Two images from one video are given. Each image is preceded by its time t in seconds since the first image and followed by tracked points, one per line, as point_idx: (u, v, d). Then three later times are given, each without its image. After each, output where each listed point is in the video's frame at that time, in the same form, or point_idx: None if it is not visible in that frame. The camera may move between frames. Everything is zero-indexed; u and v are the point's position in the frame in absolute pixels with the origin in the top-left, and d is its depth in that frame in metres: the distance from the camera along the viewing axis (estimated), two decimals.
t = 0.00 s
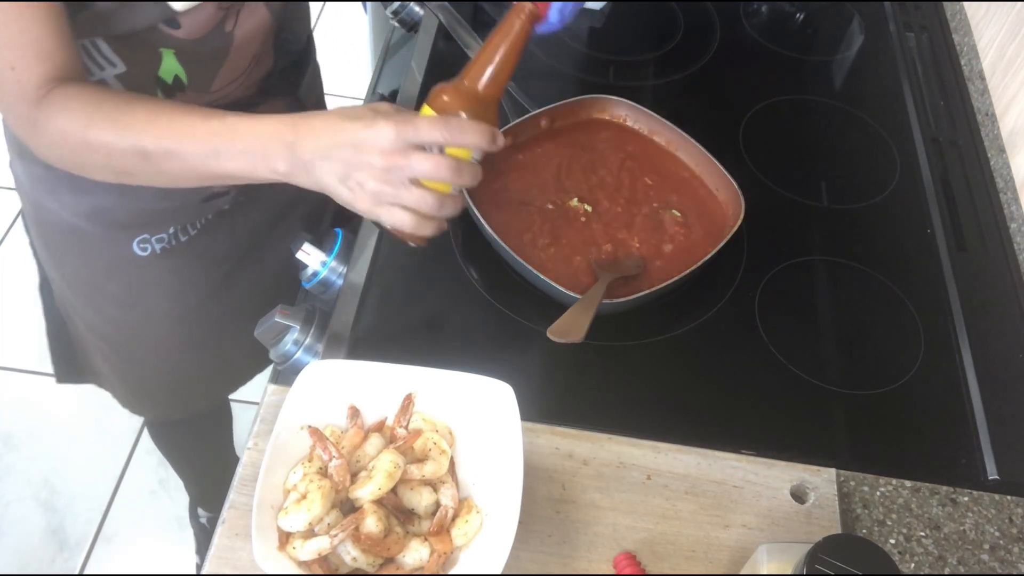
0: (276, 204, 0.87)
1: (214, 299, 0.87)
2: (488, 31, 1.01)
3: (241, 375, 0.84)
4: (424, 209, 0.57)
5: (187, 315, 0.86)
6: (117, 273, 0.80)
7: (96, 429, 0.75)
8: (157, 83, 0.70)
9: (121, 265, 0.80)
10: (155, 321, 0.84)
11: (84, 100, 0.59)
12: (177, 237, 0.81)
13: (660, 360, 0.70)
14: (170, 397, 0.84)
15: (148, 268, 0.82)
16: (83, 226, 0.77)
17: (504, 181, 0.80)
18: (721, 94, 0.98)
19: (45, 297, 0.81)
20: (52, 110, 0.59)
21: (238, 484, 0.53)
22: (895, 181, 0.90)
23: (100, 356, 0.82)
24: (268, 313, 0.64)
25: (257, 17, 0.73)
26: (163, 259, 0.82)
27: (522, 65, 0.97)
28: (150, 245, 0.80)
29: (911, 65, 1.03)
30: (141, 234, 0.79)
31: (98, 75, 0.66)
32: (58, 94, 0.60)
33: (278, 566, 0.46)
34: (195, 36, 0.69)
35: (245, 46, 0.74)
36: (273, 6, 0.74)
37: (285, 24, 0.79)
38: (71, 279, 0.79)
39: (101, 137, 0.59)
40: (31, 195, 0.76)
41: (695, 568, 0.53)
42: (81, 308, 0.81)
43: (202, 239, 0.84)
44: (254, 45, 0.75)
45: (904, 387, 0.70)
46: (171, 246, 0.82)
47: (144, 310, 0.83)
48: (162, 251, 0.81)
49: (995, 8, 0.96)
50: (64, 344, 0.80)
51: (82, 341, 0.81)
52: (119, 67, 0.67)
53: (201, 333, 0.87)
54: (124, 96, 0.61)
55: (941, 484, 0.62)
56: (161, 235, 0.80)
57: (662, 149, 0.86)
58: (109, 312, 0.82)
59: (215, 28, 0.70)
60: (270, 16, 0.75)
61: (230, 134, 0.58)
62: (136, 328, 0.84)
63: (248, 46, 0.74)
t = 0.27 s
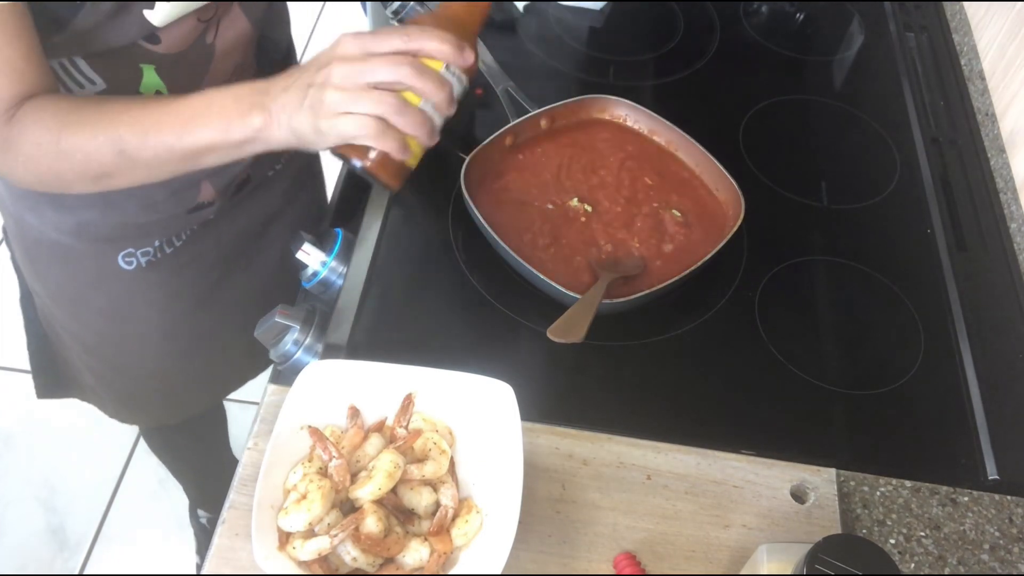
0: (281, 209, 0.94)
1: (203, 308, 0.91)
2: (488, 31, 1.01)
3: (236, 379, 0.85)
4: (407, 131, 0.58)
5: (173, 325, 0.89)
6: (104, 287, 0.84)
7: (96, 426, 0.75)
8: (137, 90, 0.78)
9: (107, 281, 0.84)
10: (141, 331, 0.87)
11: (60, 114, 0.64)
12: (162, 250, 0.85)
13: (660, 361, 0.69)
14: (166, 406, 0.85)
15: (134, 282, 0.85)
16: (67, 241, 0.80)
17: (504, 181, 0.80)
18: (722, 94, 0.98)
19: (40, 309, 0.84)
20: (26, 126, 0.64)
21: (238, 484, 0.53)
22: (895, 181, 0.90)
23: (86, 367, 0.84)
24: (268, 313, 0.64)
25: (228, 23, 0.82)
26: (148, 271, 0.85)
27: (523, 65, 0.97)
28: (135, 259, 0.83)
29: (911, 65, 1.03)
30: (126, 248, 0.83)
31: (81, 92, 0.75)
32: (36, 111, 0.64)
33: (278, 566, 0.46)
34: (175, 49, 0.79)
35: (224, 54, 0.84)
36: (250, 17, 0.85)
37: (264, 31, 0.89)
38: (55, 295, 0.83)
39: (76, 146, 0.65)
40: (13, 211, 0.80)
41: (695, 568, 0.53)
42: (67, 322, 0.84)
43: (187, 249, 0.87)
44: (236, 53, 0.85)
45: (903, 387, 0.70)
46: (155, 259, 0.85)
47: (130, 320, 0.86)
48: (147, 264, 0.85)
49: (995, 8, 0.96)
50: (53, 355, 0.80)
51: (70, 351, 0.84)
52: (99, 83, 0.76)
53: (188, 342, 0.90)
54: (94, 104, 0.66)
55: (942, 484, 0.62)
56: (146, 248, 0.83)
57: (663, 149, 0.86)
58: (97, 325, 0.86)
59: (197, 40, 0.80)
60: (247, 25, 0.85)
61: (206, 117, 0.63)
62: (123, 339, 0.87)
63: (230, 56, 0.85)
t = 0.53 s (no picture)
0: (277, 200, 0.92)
1: (201, 303, 0.88)
2: (488, 31, 1.01)
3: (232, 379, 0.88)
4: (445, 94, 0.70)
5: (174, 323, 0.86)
6: (103, 287, 0.79)
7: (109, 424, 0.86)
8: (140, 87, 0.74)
9: (106, 282, 0.79)
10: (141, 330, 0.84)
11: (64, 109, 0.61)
12: (163, 246, 0.80)
13: (660, 361, 0.69)
14: (159, 404, 0.89)
15: (135, 281, 0.80)
16: (68, 243, 0.75)
17: (504, 182, 0.80)
18: (721, 94, 0.98)
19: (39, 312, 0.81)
20: (38, 127, 0.61)
21: (238, 484, 0.53)
22: (895, 181, 0.90)
23: (87, 373, 0.85)
24: (268, 313, 0.64)
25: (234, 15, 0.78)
26: (149, 271, 0.80)
27: (522, 65, 0.97)
28: (137, 258, 0.79)
29: (911, 65, 1.03)
30: (129, 247, 0.77)
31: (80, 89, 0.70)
32: (43, 109, 0.61)
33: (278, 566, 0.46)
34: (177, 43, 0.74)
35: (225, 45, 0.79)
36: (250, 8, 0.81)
37: (263, 23, 0.88)
38: (56, 298, 0.79)
39: (95, 147, 0.63)
40: (11, 214, 0.74)
41: (695, 568, 0.53)
42: (66, 327, 0.81)
43: (188, 246, 0.83)
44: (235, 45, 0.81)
45: (903, 386, 0.70)
46: (158, 256, 0.80)
47: (130, 319, 0.83)
48: (149, 262, 0.80)
49: (995, 8, 0.96)
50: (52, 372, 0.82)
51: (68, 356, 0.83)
52: (101, 80, 0.71)
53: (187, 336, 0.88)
54: (101, 99, 0.64)
55: (942, 484, 0.62)
56: (148, 246, 0.78)
57: (663, 149, 0.86)
58: (97, 329, 0.82)
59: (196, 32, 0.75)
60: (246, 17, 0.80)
61: (219, 105, 0.63)
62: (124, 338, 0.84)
63: (228, 47, 0.80)
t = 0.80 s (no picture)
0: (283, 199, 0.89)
1: (204, 300, 0.87)
2: (488, 31, 1.01)
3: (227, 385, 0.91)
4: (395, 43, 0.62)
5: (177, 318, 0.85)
6: (106, 280, 0.78)
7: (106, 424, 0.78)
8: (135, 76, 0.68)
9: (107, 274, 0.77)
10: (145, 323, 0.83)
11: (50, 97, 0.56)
12: (164, 240, 0.78)
13: (660, 361, 0.70)
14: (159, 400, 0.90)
15: (136, 274, 0.79)
16: (70, 233, 0.73)
17: (504, 181, 0.80)
18: (721, 94, 0.98)
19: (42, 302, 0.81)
20: (30, 121, 0.56)
21: (238, 484, 0.53)
22: (896, 181, 0.90)
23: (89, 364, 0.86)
24: (268, 313, 0.64)
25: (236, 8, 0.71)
26: (150, 263, 0.79)
27: (522, 65, 0.97)
28: (137, 250, 0.77)
29: (911, 65, 1.02)
30: (128, 239, 0.75)
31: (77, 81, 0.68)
32: (32, 99, 0.56)
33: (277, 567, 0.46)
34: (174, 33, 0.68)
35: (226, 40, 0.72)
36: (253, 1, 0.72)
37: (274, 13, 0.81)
38: (58, 287, 0.78)
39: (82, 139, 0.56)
40: (15, 203, 0.72)
41: (695, 568, 0.53)
42: (69, 318, 0.81)
43: (190, 241, 0.81)
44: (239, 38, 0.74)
45: (903, 386, 0.70)
46: (159, 250, 0.78)
47: (133, 313, 0.82)
48: (150, 255, 0.78)
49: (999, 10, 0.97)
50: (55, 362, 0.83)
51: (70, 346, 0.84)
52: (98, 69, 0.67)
53: (190, 331, 0.87)
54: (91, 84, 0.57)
55: (941, 484, 0.62)
56: (148, 239, 0.76)
57: (663, 149, 0.86)
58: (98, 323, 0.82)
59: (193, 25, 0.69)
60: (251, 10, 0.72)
61: (216, 92, 0.54)
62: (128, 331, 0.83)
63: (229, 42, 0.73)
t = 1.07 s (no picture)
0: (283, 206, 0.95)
1: (206, 300, 0.94)
2: (488, 31, 1.01)
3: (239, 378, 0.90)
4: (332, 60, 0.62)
5: (177, 313, 0.92)
6: (107, 273, 0.84)
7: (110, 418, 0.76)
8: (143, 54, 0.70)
9: (112, 267, 0.84)
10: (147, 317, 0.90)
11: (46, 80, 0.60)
12: (168, 237, 0.85)
13: (660, 361, 0.69)
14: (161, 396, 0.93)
15: (141, 266, 0.86)
16: (74, 227, 0.79)
17: (504, 182, 0.80)
18: (721, 94, 0.98)
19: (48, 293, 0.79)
20: (23, 102, 0.59)
21: (238, 484, 0.54)
22: (895, 181, 0.90)
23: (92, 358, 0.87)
24: (268, 313, 0.64)
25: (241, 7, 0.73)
26: (155, 257, 0.86)
27: (522, 65, 0.97)
28: (141, 245, 0.84)
29: (911, 65, 1.02)
30: (133, 234, 0.82)
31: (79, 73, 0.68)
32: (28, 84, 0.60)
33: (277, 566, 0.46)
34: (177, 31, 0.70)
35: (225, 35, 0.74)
36: None
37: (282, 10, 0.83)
38: (62, 282, 0.80)
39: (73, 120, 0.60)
40: (25, 197, 0.78)
41: (695, 568, 0.53)
42: (74, 311, 0.82)
43: (193, 238, 0.88)
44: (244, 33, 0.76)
45: (903, 387, 0.70)
46: (160, 246, 0.85)
47: (137, 305, 0.88)
48: (153, 251, 0.85)
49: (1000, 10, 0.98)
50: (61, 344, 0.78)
51: (79, 344, 0.81)
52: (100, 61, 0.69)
53: (190, 325, 0.94)
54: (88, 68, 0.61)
55: (941, 484, 0.62)
56: (152, 234, 0.84)
57: (663, 149, 0.86)
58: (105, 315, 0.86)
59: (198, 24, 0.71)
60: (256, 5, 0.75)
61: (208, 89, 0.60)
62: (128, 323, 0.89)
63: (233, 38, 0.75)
